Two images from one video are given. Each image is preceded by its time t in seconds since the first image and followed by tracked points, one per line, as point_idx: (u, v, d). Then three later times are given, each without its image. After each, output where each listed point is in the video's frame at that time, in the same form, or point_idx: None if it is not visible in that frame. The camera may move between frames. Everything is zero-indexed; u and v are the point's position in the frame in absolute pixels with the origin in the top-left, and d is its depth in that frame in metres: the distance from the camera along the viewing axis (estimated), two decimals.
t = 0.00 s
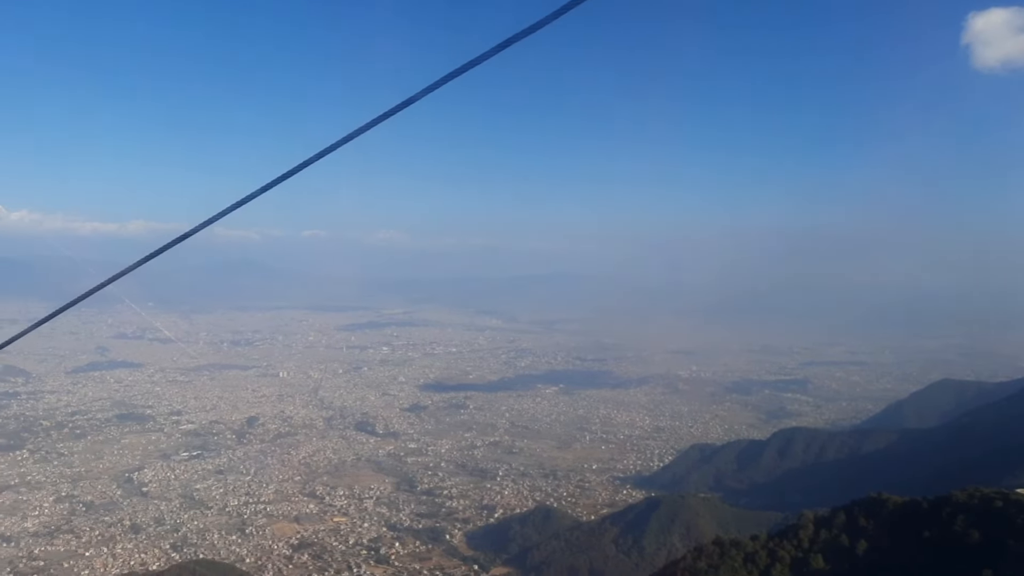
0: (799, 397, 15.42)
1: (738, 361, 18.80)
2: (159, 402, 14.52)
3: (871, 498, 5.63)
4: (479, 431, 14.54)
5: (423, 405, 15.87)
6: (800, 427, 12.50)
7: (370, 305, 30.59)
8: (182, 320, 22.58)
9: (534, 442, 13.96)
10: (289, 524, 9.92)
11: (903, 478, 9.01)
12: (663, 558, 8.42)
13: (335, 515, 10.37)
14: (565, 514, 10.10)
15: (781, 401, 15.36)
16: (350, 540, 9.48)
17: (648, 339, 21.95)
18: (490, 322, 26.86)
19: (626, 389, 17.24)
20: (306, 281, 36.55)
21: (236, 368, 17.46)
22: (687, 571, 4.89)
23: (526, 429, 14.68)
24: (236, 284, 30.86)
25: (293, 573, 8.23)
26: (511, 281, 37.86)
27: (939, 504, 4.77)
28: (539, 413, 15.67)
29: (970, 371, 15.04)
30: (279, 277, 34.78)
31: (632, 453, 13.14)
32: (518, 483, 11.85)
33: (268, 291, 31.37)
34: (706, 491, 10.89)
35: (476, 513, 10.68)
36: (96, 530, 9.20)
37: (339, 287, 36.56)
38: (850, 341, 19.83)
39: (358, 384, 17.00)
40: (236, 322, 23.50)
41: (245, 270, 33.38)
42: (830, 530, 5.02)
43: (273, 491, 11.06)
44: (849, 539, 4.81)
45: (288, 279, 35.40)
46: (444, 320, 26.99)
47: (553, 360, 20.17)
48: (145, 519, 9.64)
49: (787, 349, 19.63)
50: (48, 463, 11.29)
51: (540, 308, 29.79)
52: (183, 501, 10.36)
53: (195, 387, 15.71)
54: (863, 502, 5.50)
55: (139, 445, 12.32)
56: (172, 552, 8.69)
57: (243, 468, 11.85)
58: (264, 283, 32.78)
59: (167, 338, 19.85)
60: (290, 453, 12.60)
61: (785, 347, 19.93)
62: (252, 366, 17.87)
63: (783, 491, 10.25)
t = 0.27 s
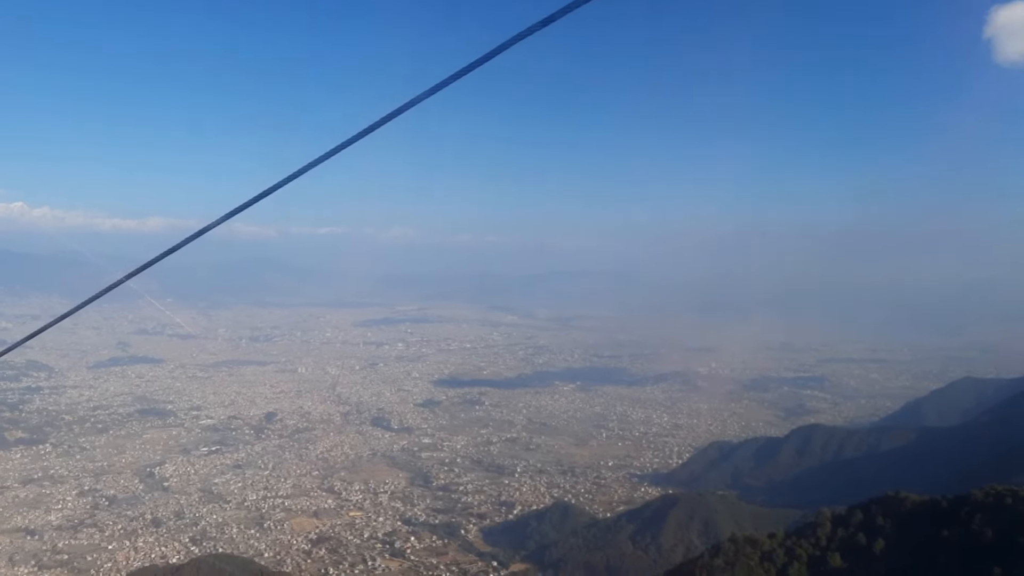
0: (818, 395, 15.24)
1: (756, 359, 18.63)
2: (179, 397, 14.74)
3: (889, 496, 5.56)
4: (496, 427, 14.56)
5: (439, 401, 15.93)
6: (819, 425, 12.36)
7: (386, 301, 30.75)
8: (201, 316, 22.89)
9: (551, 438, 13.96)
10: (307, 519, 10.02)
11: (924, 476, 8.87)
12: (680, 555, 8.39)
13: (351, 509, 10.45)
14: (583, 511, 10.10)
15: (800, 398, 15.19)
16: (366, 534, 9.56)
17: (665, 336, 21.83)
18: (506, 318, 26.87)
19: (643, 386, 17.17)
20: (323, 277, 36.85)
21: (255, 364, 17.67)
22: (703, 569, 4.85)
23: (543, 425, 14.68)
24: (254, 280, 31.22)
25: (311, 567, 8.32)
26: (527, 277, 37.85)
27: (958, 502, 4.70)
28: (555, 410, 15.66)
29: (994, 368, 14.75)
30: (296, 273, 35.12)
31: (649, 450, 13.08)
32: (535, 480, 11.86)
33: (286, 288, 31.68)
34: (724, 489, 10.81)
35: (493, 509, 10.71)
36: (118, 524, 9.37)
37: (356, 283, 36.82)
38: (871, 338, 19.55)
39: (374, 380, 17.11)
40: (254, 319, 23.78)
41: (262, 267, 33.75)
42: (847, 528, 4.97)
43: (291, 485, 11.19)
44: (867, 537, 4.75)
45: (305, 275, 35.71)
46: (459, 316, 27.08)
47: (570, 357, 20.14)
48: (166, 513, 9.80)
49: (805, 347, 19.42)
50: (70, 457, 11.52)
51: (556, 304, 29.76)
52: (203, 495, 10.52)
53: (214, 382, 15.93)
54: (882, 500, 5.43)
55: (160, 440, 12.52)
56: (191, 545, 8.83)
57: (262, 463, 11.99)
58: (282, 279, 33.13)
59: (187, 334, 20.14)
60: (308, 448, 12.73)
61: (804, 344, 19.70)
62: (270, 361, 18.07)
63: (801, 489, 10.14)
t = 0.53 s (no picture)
0: (829, 389, 15.14)
1: (767, 353, 18.53)
2: (191, 391, 14.88)
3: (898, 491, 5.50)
4: (505, 421, 14.58)
5: (448, 395, 15.97)
6: (830, 419, 12.28)
7: (395, 295, 30.85)
8: (212, 310, 23.07)
9: (561, 432, 13.97)
10: (317, 512, 10.10)
11: (935, 470, 8.79)
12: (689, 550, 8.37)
13: (361, 502, 10.52)
14: (593, 505, 10.10)
15: (811, 393, 15.10)
16: (375, 527, 9.61)
17: (675, 331, 21.76)
18: (516, 311, 26.88)
19: (653, 380, 17.13)
20: (333, 271, 37.00)
21: (265, 358, 17.79)
22: (711, 564, 4.81)
23: (553, 419, 14.69)
24: (265, 274, 31.41)
25: (320, 559, 8.39)
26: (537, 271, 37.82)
27: (969, 497, 4.64)
28: (565, 404, 15.66)
29: (1007, 363, 14.58)
30: (306, 267, 35.30)
31: (659, 444, 13.06)
32: (545, 473, 11.88)
33: (295, 282, 31.85)
34: (734, 483, 10.78)
35: (502, 502, 10.75)
36: (130, 516, 9.49)
37: (366, 277, 36.95)
38: (882, 332, 19.39)
39: (384, 373, 17.18)
40: (264, 313, 23.94)
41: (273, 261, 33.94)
42: (856, 523, 4.91)
43: (301, 478, 11.27)
44: (875, 532, 4.70)
45: (315, 269, 35.88)
46: (469, 310, 27.12)
47: (580, 351, 20.12)
48: (177, 506, 9.91)
49: (816, 341, 19.29)
50: (83, 450, 11.67)
51: (565, 298, 29.73)
52: (214, 488, 10.62)
53: (225, 376, 16.06)
54: (891, 495, 5.37)
55: (172, 433, 12.64)
56: (202, 538, 8.93)
57: (272, 456, 12.08)
58: (292, 273, 33.30)
59: (198, 328, 20.30)
60: (318, 441, 12.82)
61: (815, 338, 19.57)
62: (281, 355, 18.19)
63: (811, 483, 10.08)
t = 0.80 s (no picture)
0: (855, 387, 14.88)
1: (792, 351, 18.28)
2: (217, 386, 15.15)
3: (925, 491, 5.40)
4: (527, 418, 14.61)
5: (469, 391, 16.03)
6: (856, 418, 12.09)
7: (417, 292, 31.03)
8: (237, 307, 23.43)
9: (583, 430, 13.95)
10: (340, 507, 10.22)
11: (964, 469, 8.60)
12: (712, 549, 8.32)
13: (383, 498, 10.62)
14: (616, 503, 10.07)
15: (836, 391, 14.86)
16: (397, 522, 9.70)
17: (698, 328, 21.54)
18: (537, 308, 26.86)
19: (676, 378, 17.01)
20: (356, 269, 37.33)
21: (289, 355, 18.03)
22: (734, 564, 4.75)
23: (575, 417, 14.67)
24: (289, 271, 31.86)
25: (343, 554, 8.49)
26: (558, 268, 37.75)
27: (997, 497, 4.54)
28: (588, 401, 15.63)
29: None
30: (330, 264, 35.72)
31: (682, 443, 12.97)
32: (567, 471, 11.88)
33: (319, 279, 32.21)
34: (758, 482, 10.66)
35: (523, 499, 10.77)
36: (158, 511, 9.72)
37: (388, 274, 37.22)
38: (911, 330, 18.99)
39: (406, 370, 17.32)
40: (288, 309, 24.28)
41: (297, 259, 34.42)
42: (881, 523, 4.84)
43: (324, 474, 11.42)
44: (901, 532, 4.61)
45: (338, 266, 36.23)
46: (491, 307, 27.20)
47: (602, 348, 20.05)
48: (204, 500, 10.12)
49: (842, 339, 18.97)
50: (112, 444, 11.96)
51: (587, 295, 29.68)
52: (240, 483, 10.82)
53: (250, 372, 16.33)
54: (917, 495, 5.27)
55: (199, 429, 12.89)
56: (228, 532, 9.10)
57: (296, 451, 12.26)
58: (316, 270, 33.75)
59: (224, 324, 20.68)
60: (341, 437, 12.97)
61: (841, 336, 19.25)
62: (304, 352, 18.41)
63: (837, 482, 9.93)
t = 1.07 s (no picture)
0: (877, 387, 14.66)
1: (813, 349, 18.05)
2: (238, 383, 15.36)
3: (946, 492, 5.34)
4: (544, 416, 14.61)
5: (487, 389, 16.06)
6: (878, 418, 11.91)
7: (435, 290, 31.14)
8: (257, 305, 23.70)
9: (601, 428, 13.91)
10: (359, 504, 10.32)
11: (988, 469, 8.46)
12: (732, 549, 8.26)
13: (401, 495, 10.69)
14: (634, 502, 10.03)
15: (858, 391, 14.65)
16: (415, 520, 9.76)
17: (717, 327, 21.34)
18: (555, 306, 26.82)
19: (695, 377, 16.88)
20: (374, 266, 37.55)
21: (308, 352, 18.20)
22: (753, 563, 4.73)
23: (593, 415, 14.64)
24: (308, 269, 32.19)
25: (361, 551, 8.58)
26: (576, 266, 37.65)
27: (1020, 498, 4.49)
28: (606, 400, 15.58)
29: None
30: (349, 262, 36.02)
31: (701, 442, 12.88)
32: (585, 469, 11.87)
33: (337, 277, 32.47)
34: (778, 482, 10.55)
35: (541, 497, 10.78)
36: (178, 507, 9.91)
37: (406, 272, 37.39)
38: (935, 329, 18.65)
39: (424, 367, 17.41)
40: (308, 307, 24.53)
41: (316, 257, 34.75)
42: (902, 525, 4.80)
43: (342, 470, 11.54)
44: (922, 534, 4.57)
45: (356, 264, 36.47)
46: (508, 305, 27.24)
47: (620, 347, 19.96)
48: (225, 496, 10.29)
49: (864, 338, 18.69)
50: (134, 441, 12.20)
51: (605, 293, 29.57)
52: (260, 479, 10.97)
53: (270, 369, 16.53)
54: (938, 496, 5.22)
55: (220, 425, 13.08)
56: (248, 528, 9.25)
57: (315, 448, 12.39)
58: (335, 268, 34.05)
59: (244, 322, 20.95)
60: (359, 434, 13.08)
61: (863, 335, 18.97)
62: (323, 349, 18.58)
63: (858, 482, 9.80)
